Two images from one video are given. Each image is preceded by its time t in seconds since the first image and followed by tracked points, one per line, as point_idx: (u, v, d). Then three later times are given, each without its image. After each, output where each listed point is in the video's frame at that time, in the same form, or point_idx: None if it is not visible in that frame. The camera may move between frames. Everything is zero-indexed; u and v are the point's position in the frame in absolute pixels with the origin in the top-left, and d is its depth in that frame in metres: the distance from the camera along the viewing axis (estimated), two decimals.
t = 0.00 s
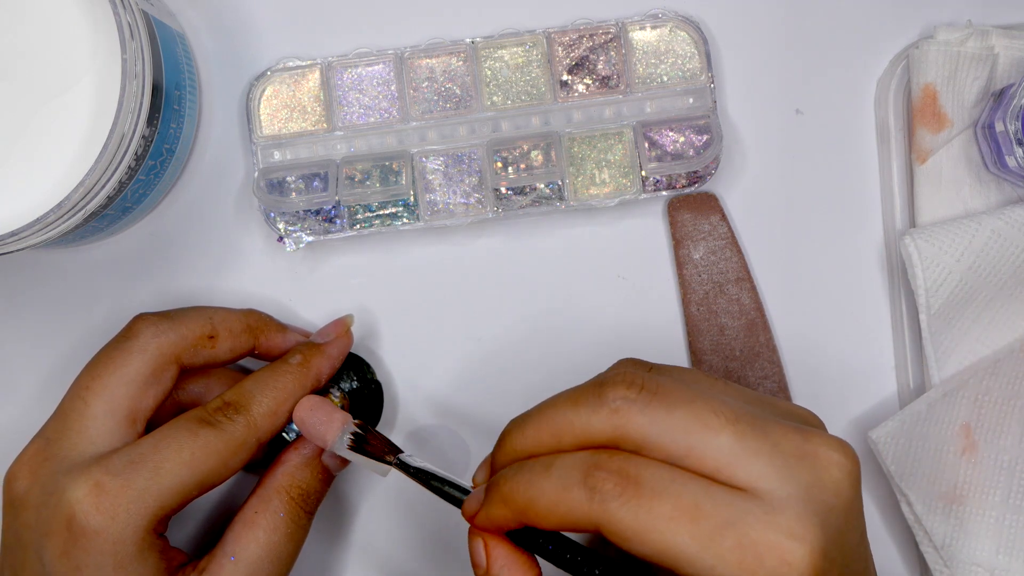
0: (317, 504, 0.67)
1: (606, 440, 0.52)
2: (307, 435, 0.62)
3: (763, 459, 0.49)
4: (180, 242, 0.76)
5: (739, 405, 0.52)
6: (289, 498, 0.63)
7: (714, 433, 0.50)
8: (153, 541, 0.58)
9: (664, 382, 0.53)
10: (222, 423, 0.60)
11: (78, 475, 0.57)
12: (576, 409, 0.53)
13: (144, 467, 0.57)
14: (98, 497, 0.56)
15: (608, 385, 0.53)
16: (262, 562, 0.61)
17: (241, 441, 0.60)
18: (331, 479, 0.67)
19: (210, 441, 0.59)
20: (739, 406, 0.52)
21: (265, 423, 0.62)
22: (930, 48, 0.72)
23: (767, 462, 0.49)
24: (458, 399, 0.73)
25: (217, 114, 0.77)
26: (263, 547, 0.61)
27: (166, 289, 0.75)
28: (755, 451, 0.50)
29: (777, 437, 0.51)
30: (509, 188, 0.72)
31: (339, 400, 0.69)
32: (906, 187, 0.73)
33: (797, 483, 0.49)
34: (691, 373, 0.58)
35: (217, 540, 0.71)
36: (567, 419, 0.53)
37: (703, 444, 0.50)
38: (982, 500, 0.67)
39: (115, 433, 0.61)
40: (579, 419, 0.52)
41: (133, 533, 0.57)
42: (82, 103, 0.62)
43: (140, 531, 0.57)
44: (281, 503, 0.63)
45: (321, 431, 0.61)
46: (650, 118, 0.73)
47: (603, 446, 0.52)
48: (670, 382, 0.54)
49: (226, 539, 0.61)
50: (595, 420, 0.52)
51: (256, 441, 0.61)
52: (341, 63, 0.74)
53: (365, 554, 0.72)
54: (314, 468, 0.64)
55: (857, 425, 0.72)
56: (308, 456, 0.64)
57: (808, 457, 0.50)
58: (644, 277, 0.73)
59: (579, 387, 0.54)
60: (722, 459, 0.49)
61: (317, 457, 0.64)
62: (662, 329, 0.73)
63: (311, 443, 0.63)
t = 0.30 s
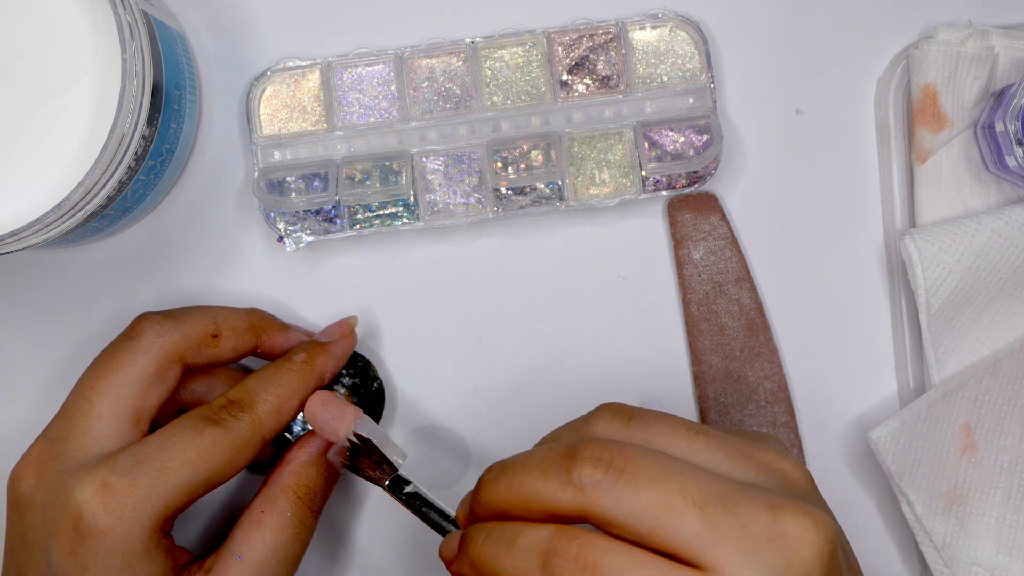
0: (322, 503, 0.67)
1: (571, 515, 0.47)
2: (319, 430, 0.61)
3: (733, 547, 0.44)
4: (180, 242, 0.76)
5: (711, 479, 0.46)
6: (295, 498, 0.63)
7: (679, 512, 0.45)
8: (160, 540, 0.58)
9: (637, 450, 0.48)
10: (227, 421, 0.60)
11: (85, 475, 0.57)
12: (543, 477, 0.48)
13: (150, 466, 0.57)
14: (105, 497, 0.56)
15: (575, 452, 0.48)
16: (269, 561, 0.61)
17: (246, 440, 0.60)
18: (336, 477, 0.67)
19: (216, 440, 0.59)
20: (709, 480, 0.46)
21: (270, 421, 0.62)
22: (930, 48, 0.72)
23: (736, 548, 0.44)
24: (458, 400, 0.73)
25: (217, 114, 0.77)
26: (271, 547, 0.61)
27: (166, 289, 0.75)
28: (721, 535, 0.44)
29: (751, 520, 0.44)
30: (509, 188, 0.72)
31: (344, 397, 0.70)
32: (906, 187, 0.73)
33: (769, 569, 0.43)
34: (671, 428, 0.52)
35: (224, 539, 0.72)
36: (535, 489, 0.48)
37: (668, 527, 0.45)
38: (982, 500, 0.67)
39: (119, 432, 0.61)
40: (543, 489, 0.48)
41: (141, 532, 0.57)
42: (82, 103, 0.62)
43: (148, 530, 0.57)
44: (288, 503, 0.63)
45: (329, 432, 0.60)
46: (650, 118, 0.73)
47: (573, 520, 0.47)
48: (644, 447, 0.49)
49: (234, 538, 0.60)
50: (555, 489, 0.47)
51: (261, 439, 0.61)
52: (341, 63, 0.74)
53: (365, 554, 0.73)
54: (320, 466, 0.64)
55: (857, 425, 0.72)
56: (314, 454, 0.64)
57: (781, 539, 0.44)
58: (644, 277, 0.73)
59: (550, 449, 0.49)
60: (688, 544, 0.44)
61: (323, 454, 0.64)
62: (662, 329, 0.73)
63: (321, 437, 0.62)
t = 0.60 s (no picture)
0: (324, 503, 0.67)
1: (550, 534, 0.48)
2: (324, 429, 0.60)
3: (708, 572, 0.44)
4: (180, 242, 0.76)
5: (690, 502, 0.46)
6: (297, 498, 0.63)
7: (655, 535, 0.45)
8: (161, 539, 0.58)
9: (617, 471, 0.48)
10: (228, 419, 0.60)
11: (86, 475, 0.57)
12: (524, 495, 0.49)
13: (151, 466, 0.57)
14: (106, 496, 0.56)
15: (554, 472, 0.48)
16: (269, 561, 0.61)
17: (247, 438, 0.60)
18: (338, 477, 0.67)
19: (217, 439, 0.59)
20: (687, 503, 0.46)
21: (270, 419, 0.62)
22: (930, 48, 0.72)
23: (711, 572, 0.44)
24: (457, 400, 0.73)
25: (217, 114, 0.77)
26: (271, 547, 0.61)
27: (167, 289, 0.75)
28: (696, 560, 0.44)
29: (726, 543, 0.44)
30: (509, 188, 0.72)
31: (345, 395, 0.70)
32: (906, 187, 0.73)
33: None
34: (658, 443, 0.51)
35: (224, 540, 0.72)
36: (517, 507, 0.49)
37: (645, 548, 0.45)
38: (982, 500, 0.67)
39: (120, 431, 0.61)
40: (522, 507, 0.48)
41: (141, 531, 0.57)
42: (82, 103, 0.62)
43: (148, 530, 0.57)
44: (290, 503, 0.63)
45: (334, 433, 0.60)
46: (650, 118, 0.73)
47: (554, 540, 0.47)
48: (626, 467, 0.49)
49: (234, 538, 0.60)
50: (533, 507, 0.48)
51: (261, 437, 0.61)
52: (341, 63, 0.74)
53: (365, 553, 0.73)
54: (321, 465, 0.64)
55: (857, 425, 0.72)
56: (316, 453, 0.64)
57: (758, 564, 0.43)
58: (644, 277, 0.74)
59: (532, 466, 0.50)
60: (664, 567, 0.44)
61: (324, 453, 0.64)
62: (662, 329, 0.73)
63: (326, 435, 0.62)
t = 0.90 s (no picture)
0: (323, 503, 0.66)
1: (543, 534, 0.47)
2: (325, 429, 0.61)
3: None
4: (180, 242, 0.76)
5: (689, 506, 0.46)
6: (297, 497, 0.63)
7: (651, 539, 0.45)
8: (160, 539, 0.58)
9: (619, 472, 0.48)
10: (227, 418, 0.60)
11: (86, 473, 0.57)
12: (525, 494, 0.48)
13: (151, 464, 0.57)
14: (105, 495, 0.56)
15: (558, 474, 0.48)
16: (269, 561, 0.60)
17: (246, 437, 0.60)
18: (338, 476, 0.67)
19: (216, 437, 0.59)
20: (685, 508, 0.46)
21: (270, 418, 0.62)
22: (930, 48, 0.72)
23: None
24: (457, 400, 0.73)
25: (217, 114, 0.77)
26: (271, 546, 0.60)
27: (167, 288, 0.75)
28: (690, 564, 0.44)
29: (720, 549, 0.44)
30: (509, 188, 0.72)
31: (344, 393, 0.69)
32: (906, 187, 0.73)
33: None
34: (657, 447, 0.51)
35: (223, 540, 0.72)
36: (519, 507, 0.48)
37: (639, 554, 0.45)
38: (982, 500, 0.67)
39: (120, 430, 0.60)
40: (524, 505, 0.48)
41: (141, 530, 0.56)
42: (82, 103, 0.62)
43: (148, 529, 0.57)
44: (290, 502, 0.62)
45: (334, 433, 0.61)
46: (650, 118, 0.73)
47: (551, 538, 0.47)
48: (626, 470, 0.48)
49: (234, 537, 0.60)
50: (531, 507, 0.48)
51: (261, 437, 0.61)
52: (341, 63, 0.74)
53: (365, 554, 0.73)
54: (321, 464, 0.64)
55: (856, 426, 0.72)
56: (316, 452, 0.64)
57: None
58: (644, 277, 0.74)
59: (532, 466, 0.50)
60: (659, 568, 0.45)
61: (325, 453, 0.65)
62: (662, 329, 0.73)
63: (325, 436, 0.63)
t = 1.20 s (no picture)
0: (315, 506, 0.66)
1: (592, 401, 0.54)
2: (307, 438, 0.61)
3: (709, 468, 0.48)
4: (180, 242, 0.76)
5: (773, 406, 0.52)
6: (286, 501, 0.63)
7: (699, 427, 0.50)
8: (147, 539, 0.58)
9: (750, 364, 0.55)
10: (217, 419, 0.60)
11: (74, 472, 0.57)
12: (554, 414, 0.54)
13: (138, 465, 0.57)
14: (92, 494, 0.56)
15: (676, 347, 0.55)
16: (257, 564, 0.60)
17: (236, 438, 0.60)
18: (329, 480, 0.67)
19: (205, 438, 0.58)
20: (736, 409, 0.52)
21: (261, 419, 0.61)
22: (930, 48, 0.72)
23: (738, 473, 0.49)
24: (457, 400, 0.73)
25: (217, 114, 0.77)
26: (259, 549, 0.61)
27: (167, 289, 0.75)
28: (729, 459, 0.49)
29: (761, 447, 0.50)
30: (509, 188, 0.72)
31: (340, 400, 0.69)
32: (906, 187, 0.73)
33: (757, 499, 0.49)
34: (698, 360, 0.54)
35: (212, 544, 0.72)
36: (583, 375, 0.55)
37: (678, 449, 0.49)
38: (982, 500, 0.67)
39: (111, 430, 0.61)
40: (598, 374, 0.55)
41: (126, 530, 0.57)
42: (82, 103, 0.62)
43: (133, 529, 0.57)
44: (278, 505, 0.62)
45: (317, 445, 0.60)
46: (650, 118, 0.73)
47: (600, 404, 0.52)
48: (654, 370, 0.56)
49: (222, 540, 0.60)
50: (616, 373, 0.55)
51: (251, 438, 0.61)
52: (341, 63, 0.74)
53: (365, 554, 0.73)
54: (311, 468, 0.64)
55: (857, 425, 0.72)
56: (306, 456, 0.64)
57: (778, 483, 0.49)
58: (644, 277, 0.74)
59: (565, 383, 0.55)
60: (662, 465, 0.49)
61: (315, 457, 0.64)
62: (661, 329, 0.73)
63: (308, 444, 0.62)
